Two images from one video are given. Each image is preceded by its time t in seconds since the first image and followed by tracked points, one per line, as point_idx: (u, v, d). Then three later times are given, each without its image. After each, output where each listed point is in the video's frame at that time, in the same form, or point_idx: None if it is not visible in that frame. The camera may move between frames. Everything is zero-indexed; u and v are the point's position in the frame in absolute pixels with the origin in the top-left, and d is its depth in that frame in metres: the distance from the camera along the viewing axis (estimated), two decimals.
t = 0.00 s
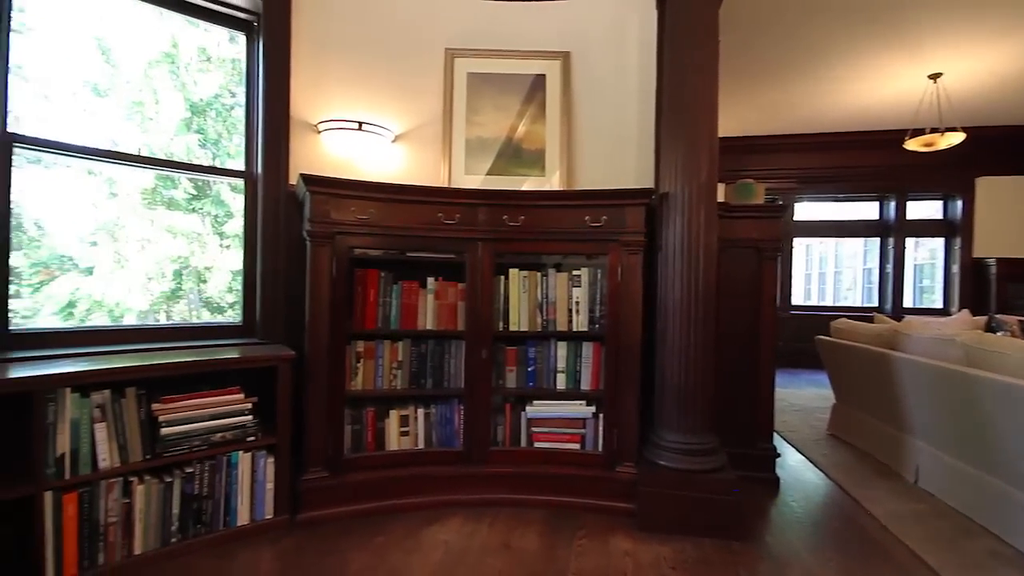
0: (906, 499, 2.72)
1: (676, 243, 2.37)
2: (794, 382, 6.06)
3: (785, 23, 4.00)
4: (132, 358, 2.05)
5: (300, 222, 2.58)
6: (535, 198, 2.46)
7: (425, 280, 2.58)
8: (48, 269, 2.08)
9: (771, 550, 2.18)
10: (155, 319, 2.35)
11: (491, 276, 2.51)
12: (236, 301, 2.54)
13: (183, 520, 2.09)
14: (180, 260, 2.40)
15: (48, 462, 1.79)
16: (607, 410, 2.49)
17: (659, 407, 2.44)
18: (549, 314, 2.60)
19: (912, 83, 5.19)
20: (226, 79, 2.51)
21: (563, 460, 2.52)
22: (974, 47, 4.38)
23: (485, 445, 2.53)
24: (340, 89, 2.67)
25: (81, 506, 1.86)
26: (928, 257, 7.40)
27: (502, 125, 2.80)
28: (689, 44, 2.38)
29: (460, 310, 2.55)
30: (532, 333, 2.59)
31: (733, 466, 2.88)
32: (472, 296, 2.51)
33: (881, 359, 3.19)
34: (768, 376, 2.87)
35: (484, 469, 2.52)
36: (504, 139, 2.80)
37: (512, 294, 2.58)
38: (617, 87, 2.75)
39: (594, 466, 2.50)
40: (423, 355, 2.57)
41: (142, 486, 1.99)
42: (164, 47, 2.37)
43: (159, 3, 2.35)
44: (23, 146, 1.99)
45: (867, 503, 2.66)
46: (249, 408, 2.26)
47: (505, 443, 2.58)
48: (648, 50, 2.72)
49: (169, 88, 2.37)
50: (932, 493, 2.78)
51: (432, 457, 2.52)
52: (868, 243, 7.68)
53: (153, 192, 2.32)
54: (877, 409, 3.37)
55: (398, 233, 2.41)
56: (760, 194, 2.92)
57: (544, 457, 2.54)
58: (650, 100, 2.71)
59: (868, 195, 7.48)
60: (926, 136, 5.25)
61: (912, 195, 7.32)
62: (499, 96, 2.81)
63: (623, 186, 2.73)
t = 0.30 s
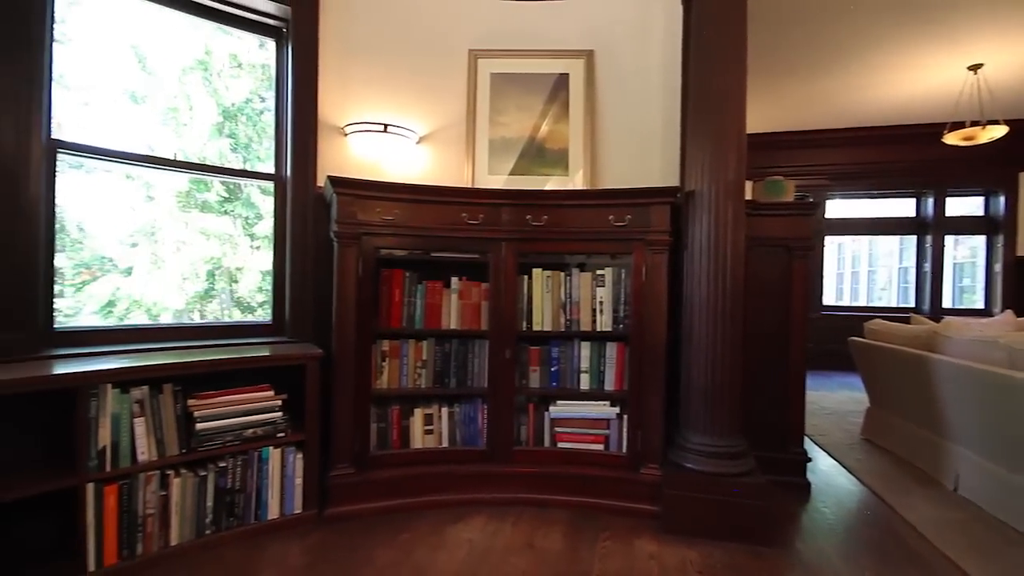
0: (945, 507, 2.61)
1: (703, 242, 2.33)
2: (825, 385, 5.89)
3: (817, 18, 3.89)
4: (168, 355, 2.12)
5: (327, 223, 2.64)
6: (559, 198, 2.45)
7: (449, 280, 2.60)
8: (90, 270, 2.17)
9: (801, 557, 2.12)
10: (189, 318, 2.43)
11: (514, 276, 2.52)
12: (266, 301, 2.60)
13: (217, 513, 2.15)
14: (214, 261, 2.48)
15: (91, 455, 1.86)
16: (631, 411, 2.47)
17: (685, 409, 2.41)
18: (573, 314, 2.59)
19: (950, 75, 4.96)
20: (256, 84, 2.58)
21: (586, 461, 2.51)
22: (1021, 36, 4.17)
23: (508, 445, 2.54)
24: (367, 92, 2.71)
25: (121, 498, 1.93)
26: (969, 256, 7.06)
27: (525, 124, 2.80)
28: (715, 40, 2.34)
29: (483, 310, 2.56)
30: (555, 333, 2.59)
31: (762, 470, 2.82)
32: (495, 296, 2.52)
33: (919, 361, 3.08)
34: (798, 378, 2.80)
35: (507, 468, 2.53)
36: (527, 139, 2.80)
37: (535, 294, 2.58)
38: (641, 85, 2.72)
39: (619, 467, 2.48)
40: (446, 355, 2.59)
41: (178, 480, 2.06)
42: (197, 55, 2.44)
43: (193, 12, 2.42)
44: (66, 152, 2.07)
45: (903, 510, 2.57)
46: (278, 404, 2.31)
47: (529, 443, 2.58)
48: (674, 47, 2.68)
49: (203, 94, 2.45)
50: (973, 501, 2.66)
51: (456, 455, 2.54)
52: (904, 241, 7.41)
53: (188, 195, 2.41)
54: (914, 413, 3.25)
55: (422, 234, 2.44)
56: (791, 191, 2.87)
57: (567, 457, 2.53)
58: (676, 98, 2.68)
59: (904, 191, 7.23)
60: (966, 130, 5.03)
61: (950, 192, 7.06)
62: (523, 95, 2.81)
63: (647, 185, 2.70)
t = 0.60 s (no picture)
0: (988, 515, 2.49)
1: (731, 241, 2.29)
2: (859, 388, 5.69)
3: (852, 10, 3.76)
4: (202, 353, 2.20)
5: (354, 225, 2.68)
6: (582, 198, 2.44)
7: (473, 280, 2.61)
8: (129, 270, 2.26)
9: (833, 564, 2.06)
10: (222, 317, 2.50)
11: (538, 275, 2.52)
12: (295, 301, 2.67)
13: (249, 507, 2.22)
14: (245, 262, 2.55)
15: (130, 448, 1.94)
16: (657, 412, 2.44)
17: (712, 411, 2.37)
18: (597, 314, 2.57)
19: (993, 66, 4.72)
20: (286, 89, 2.64)
21: (612, 462, 2.49)
22: None
23: (532, 445, 2.54)
24: (393, 94, 2.75)
25: (159, 490, 2.00)
26: (1013, 254, 6.79)
27: (548, 124, 2.80)
28: (743, 35, 2.29)
29: (507, 309, 2.57)
30: (579, 333, 2.57)
31: (793, 475, 2.74)
32: (518, 296, 2.52)
33: (960, 364, 2.95)
34: (831, 381, 2.71)
35: (531, 468, 2.53)
36: (551, 138, 2.79)
37: (559, 294, 2.57)
38: (667, 82, 2.69)
39: (645, 469, 2.45)
40: (471, 354, 2.61)
41: (212, 474, 2.13)
42: (230, 62, 2.52)
43: (225, 20, 2.49)
44: (107, 157, 2.16)
45: (943, 518, 2.47)
46: (307, 402, 2.36)
47: (552, 443, 2.57)
48: (700, 42, 2.64)
49: (235, 100, 2.52)
50: (1018, 509, 2.53)
51: (480, 454, 2.55)
52: (943, 239, 7.12)
53: (221, 198, 2.48)
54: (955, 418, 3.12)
55: (446, 234, 2.46)
56: (823, 187, 2.77)
57: (591, 458, 2.51)
58: (703, 94, 2.63)
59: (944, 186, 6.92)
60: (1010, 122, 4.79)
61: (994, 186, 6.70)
62: (547, 95, 2.80)
63: (673, 183, 2.66)
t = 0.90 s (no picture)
0: None
1: (761, 239, 2.23)
2: (898, 391, 5.48)
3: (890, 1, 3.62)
4: (235, 351, 2.27)
5: (381, 225, 2.73)
6: (607, 197, 2.42)
7: (498, 280, 2.62)
8: (167, 271, 2.34)
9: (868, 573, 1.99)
10: (255, 316, 2.58)
11: (563, 275, 2.51)
12: (323, 300, 2.72)
13: (280, 501, 2.28)
14: (276, 262, 2.62)
15: (170, 442, 2.01)
16: (684, 414, 2.40)
17: (742, 413, 2.32)
18: (622, 314, 2.54)
19: None
20: (314, 94, 2.70)
21: (638, 464, 2.47)
22: None
23: (557, 445, 2.53)
24: (419, 96, 2.78)
25: (196, 483, 2.07)
26: None
27: (573, 123, 2.78)
28: (773, 29, 2.23)
29: (532, 309, 2.56)
30: (605, 333, 2.55)
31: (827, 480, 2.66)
32: (543, 295, 2.51)
33: (1008, 367, 2.81)
34: (868, 383, 2.62)
35: (555, 468, 2.52)
36: (576, 137, 2.78)
37: (584, 294, 2.56)
38: (694, 79, 2.64)
39: (671, 471, 2.42)
40: (495, 354, 2.61)
41: (246, 468, 2.19)
42: (262, 67, 2.59)
43: (257, 28, 2.56)
44: (147, 162, 2.25)
45: (987, 528, 2.36)
46: (336, 399, 2.41)
47: (577, 444, 2.56)
48: (729, 37, 2.58)
49: (267, 105, 2.59)
50: None
51: (505, 454, 2.56)
52: (987, 236, 6.77)
53: (253, 201, 2.55)
54: (1001, 424, 2.97)
55: (471, 234, 2.47)
56: (858, 184, 2.65)
57: (617, 459, 2.49)
58: (732, 90, 2.58)
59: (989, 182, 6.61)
60: None
61: None
62: (571, 94, 2.78)
63: (701, 181, 2.62)
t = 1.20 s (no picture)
0: None
1: (792, 237, 2.17)
2: (939, 395, 5.27)
3: None
4: (267, 350, 2.33)
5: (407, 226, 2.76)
6: (632, 196, 2.40)
7: (523, 279, 2.62)
8: (202, 271, 2.42)
9: None
10: (284, 315, 2.64)
11: (588, 275, 2.49)
12: (351, 300, 2.77)
13: (310, 496, 2.33)
14: (305, 263, 2.68)
15: (205, 437, 2.07)
16: (712, 416, 2.36)
17: (772, 416, 2.26)
18: (648, 314, 2.51)
19: None
20: (342, 97, 2.75)
21: (665, 466, 2.43)
22: None
23: (582, 445, 2.52)
24: (444, 97, 2.80)
25: (230, 477, 2.13)
26: None
27: (598, 121, 2.76)
28: (804, 22, 2.17)
29: (556, 309, 2.56)
30: (630, 333, 2.53)
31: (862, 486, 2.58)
32: (567, 295, 2.50)
33: None
34: (906, 387, 2.53)
35: (580, 469, 2.51)
36: (601, 136, 2.75)
37: (609, 294, 2.53)
38: (722, 74, 2.59)
39: (699, 473, 2.38)
40: (520, 354, 2.62)
41: (277, 463, 2.25)
42: (291, 73, 2.64)
43: (287, 34, 2.62)
44: (184, 166, 2.33)
45: None
46: (363, 397, 2.46)
47: (603, 444, 2.54)
48: (758, 31, 2.52)
49: (296, 109, 2.65)
50: None
51: (529, 454, 2.56)
52: None
53: (283, 203, 2.61)
54: None
55: (495, 234, 2.48)
56: (897, 181, 2.59)
57: (643, 460, 2.46)
58: (761, 86, 2.52)
59: None
60: None
61: None
62: (596, 92, 2.76)
63: (728, 179, 2.57)
